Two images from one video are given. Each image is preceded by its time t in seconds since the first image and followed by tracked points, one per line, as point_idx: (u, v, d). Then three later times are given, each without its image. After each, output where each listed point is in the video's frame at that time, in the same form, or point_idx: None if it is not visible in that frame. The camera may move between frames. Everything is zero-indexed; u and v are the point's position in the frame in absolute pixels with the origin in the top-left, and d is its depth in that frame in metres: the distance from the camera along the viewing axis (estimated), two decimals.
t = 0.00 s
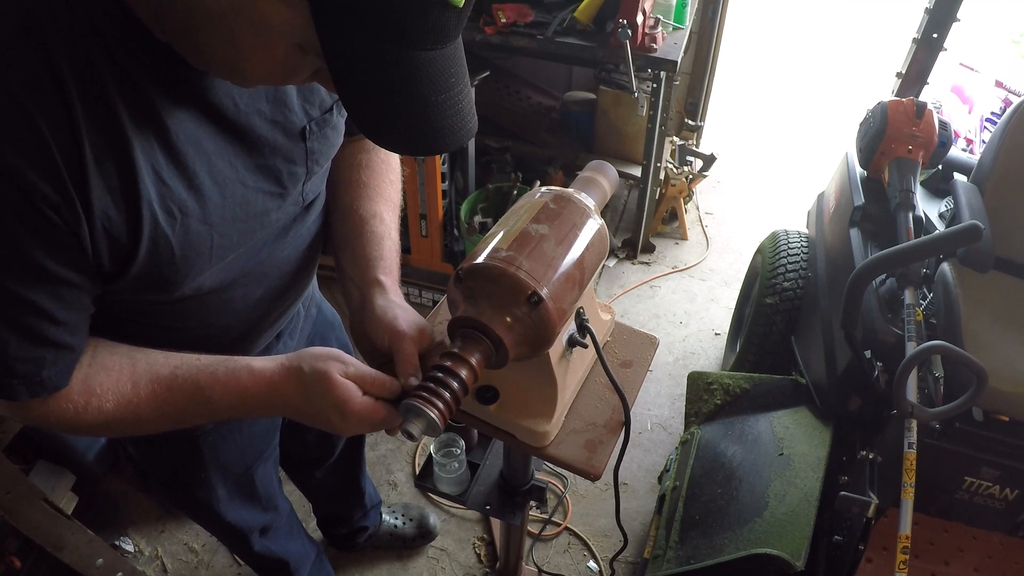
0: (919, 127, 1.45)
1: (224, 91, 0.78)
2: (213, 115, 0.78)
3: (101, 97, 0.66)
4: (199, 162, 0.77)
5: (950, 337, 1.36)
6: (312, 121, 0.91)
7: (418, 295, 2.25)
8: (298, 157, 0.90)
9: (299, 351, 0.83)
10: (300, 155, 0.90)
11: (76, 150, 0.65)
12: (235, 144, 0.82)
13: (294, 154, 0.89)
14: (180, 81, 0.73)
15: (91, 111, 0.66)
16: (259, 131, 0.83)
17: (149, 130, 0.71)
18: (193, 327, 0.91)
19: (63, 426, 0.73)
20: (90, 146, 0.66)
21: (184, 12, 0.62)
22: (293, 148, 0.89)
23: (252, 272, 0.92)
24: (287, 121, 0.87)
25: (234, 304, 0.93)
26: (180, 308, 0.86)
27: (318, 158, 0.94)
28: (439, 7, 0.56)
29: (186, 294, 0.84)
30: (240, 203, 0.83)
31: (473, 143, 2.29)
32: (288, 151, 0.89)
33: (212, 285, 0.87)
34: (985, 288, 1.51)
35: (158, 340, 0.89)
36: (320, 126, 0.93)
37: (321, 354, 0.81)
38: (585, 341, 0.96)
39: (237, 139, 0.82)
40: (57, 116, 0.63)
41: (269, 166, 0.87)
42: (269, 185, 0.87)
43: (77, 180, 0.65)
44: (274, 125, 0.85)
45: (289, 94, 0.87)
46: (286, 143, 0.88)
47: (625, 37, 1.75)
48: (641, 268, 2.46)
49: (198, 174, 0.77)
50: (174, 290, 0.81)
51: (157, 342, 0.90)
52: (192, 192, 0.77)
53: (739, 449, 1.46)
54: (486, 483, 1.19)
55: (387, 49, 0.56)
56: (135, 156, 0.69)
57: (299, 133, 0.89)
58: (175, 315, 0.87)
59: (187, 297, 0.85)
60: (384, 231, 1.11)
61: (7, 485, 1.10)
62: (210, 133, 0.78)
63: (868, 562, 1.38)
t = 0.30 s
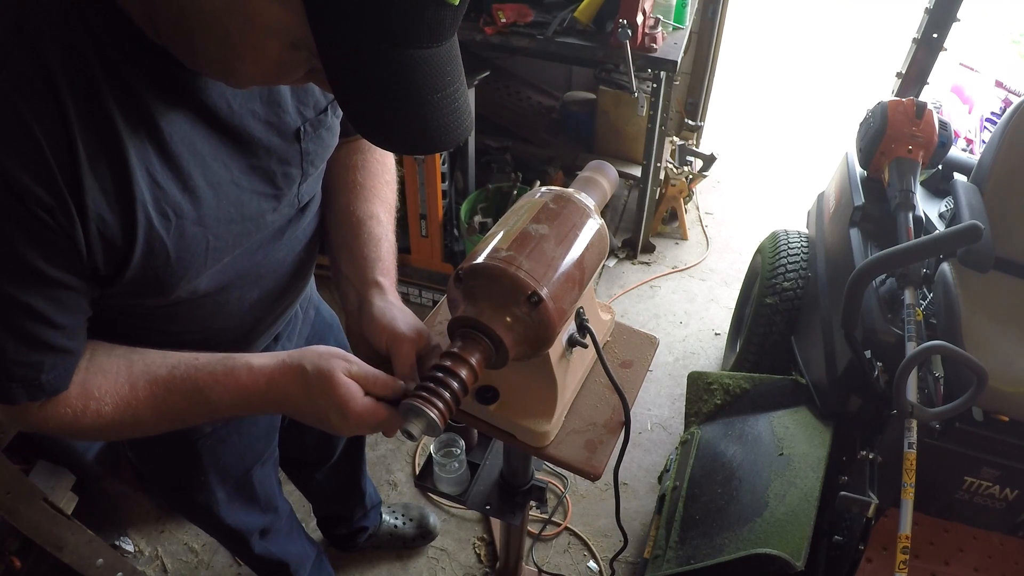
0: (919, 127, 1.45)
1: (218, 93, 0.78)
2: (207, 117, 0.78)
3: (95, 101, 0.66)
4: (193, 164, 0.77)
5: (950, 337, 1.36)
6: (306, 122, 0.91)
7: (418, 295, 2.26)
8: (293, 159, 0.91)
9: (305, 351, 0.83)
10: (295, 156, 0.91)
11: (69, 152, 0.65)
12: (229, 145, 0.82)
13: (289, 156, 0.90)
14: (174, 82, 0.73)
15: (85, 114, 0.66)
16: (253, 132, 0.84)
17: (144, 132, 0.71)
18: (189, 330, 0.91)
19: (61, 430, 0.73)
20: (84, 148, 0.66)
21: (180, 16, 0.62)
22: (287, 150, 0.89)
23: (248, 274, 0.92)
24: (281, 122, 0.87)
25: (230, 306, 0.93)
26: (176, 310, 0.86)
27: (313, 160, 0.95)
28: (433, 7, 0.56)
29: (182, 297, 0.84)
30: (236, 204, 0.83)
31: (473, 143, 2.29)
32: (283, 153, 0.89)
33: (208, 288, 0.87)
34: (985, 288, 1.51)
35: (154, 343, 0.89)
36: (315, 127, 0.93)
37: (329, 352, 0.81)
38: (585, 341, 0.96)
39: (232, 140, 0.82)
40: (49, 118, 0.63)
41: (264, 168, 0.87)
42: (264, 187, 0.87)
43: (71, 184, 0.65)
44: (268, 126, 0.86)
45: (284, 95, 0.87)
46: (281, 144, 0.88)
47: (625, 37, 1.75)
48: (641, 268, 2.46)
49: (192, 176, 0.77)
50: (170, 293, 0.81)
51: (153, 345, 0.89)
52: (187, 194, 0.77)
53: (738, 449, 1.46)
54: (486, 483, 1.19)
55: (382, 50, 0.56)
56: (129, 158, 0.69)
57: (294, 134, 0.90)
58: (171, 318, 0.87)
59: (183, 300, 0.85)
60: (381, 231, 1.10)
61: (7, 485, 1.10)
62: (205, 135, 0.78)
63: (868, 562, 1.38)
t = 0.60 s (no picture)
0: (919, 127, 1.45)
1: (215, 95, 0.78)
2: (203, 120, 0.78)
3: (91, 106, 0.66)
4: (189, 167, 0.77)
5: (950, 338, 1.36)
6: (303, 124, 0.91)
7: (418, 295, 2.24)
8: (289, 161, 0.91)
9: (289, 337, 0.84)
10: (291, 159, 0.91)
11: (64, 157, 0.65)
12: (226, 147, 0.82)
13: (285, 158, 0.90)
14: (170, 86, 0.73)
15: (80, 119, 0.66)
16: (250, 135, 0.84)
17: (140, 136, 0.71)
18: (186, 333, 0.90)
19: (53, 431, 0.73)
20: (79, 153, 0.66)
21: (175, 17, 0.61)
22: (284, 152, 0.89)
23: (244, 277, 0.92)
24: (278, 125, 0.87)
25: (227, 309, 0.92)
26: (173, 313, 0.86)
27: (309, 162, 0.95)
28: (431, 10, 0.56)
29: (179, 300, 0.84)
30: (232, 208, 0.83)
31: (473, 143, 2.29)
32: (279, 155, 0.89)
33: (204, 291, 0.87)
34: (985, 288, 1.51)
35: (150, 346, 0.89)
36: (312, 129, 0.93)
37: (312, 335, 0.82)
38: (585, 341, 0.96)
39: (229, 143, 0.82)
40: (44, 123, 0.63)
41: (261, 171, 0.87)
42: (261, 190, 0.87)
43: (66, 190, 0.65)
44: (265, 128, 0.86)
45: (280, 97, 0.87)
46: (277, 146, 0.88)
47: (625, 37, 1.75)
48: (641, 268, 2.46)
49: (188, 180, 0.77)
50: (166, 297, 0.81)
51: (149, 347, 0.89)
52: (183, 198, 0.77)
53: (739, 449, 1.46)
54: (486, 483, 1.19)
55: (379, 52, 0.56)
56: (124, 162, 0.69)
57: (291, 136, 0.90)
58: (168, 321, 0.87)
59: (180, 303, 0.85)
60: (373, 223, 1.10)
61: (7, 485, 1.10)
62: (201, 138, 0.78)
63: (868, 562, 1.38)
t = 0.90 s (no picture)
0: (919, 127, 1.45)
1: (213, 93, 0.78)
2: (203, 119, 0.78)
3: (90, 104, 0.66)
4: (190, 165, 0.77)
5: (950, 338, 1.36)
6: (302, 122, 0.91)
7: (418, 295, 2.24)
8: (289, 159, 0.91)
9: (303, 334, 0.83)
10: (291, 157, 0.91)
11: (65, 156, 0.65)
12: (225, 146, 0.82)
13: (284, 156, 0.90)
14: (169, 85, 0.73)
15: (80, 118, 0.66)
16: (249, 133, 0.84)
17: (140, 134, 0.71)
18: (188, 333, 0.91)
19: (65, 434, 0.73)
20: (81, 153, 0.66)
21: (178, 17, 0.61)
22: (283, 150, 0.89)
23: (245, 276, 0.92)
24: (277, 123, 0.87)
25: (228, 309, 0.93)
26: (175, 313, 0.86)
27: (308, 161, 0.95)
28: (432, 4, 0.56)
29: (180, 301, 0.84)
30: (233, 206, 0.83)
31: (473, 143, 2.29)
32: (279, 153, 0.89)
33: (206, 291, 0.87)
34: (985, 287, 1.51)
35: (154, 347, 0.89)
36: (310, 128, 0.93)
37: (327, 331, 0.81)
38: (585, 341, 0.96)
39: (228, 141, 0.82)
40: (44, 122, 0.63)
41: (260, 169, 0.87)
42: (260, 188, 0.87)
43: (69, 189, 0.65)
44: (264, 126, 0.86)
45: (279, 96, 0.87)
46: (276, 144, 0.88)
47: (625, 37, 1.75)
48: (641, 268, 2.46)
49: (189, 178, 0.77)
50: (167, 297, 0.81)
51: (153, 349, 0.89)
52: (184, 196, 0.77)
53: (739, 449, 1.46)
54: (486, 483, 1.19)
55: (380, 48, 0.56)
56: (126, 161, 0.69)
57: (290, 135, 0.90)
58: (168, 321, 0.87)
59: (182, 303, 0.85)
60: (378, 222, 1.10)
61: (7, 485, 1.10)
62: (201, 136, 0.78)
63: (868, 562, 1.38)
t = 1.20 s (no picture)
0: (919, 127, 1.45)
1: (216, 92, 0.78)
2: (205, 118, 0.78)
3: (93, 102, 0.66)
4: (192, 164, 0.77)
5: (950, 338, 1.36)
6: (304, 122, 0.91)
7: (418, 295, 2.22)
8: (290, 158, 0.91)
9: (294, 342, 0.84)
10: (292, 156, 0.91)
11: (68, 154, 0.65)
12: (227, 144, 0.82)
13: (286, 155, 0.90)
14: (171, 84, 0.73)
15: (83, 115, 0.66)
16: (251, 132, 0.84)
17: (142, 133, 0.71)
18: (188, 332, 0.91)
19: (59, 432, 0.73)
20: (83, 151, 0.66)
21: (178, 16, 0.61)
22: (285, 149, 0.89)
23: (246, 275, 0.92)
24: (279, 122, 0.87)
25: (228, 308, 0.93)
26: (175, 312, 0.86)
27: (309, 160, 0.95)
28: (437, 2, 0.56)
29: (180, 299, 0.84)
30: (234, 205, 0.83)
31: (473, 143, 2.29)
32: (280, 152, 0.89)
33: (206, 289, 0.87)
34: (986, 287, 1.51)
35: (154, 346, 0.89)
36: (312, 127, 0.93)
37: (316, 341, 0.81)
38: (585, 341, 0.96)
39: (230, 140, 0.82)
40: (48, 121, 0.63)
41: (262, 168, 0.87)
42: (262, 187, 0.87)
43: (71, 187, 0.65)
44: (267, 125, 0.86)
45: (281, 95, 0.87)
46: (278, 143, 0.88)
47: (625, 37, 1.75)
48: (641, 268, 2.46)
49: (190, 177, 0.77)
50: (168, 295, 0.81)
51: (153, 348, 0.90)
52: (186, 195, 0.77)
53: (739, 449, 1.46)
54: (486, 483, 1.19)
55: (382, 46, 0.56)
56: (128, 160, 0.69)
57: (291, 134, 0.90)
58: (170, 320, 0.87)
59: (182, 302, 0.85)
60: (375, 229, 1.10)
61: (8, 485, 1.10)
62: (203, 135, 0.78)
63: (868, 562, 1.38)
